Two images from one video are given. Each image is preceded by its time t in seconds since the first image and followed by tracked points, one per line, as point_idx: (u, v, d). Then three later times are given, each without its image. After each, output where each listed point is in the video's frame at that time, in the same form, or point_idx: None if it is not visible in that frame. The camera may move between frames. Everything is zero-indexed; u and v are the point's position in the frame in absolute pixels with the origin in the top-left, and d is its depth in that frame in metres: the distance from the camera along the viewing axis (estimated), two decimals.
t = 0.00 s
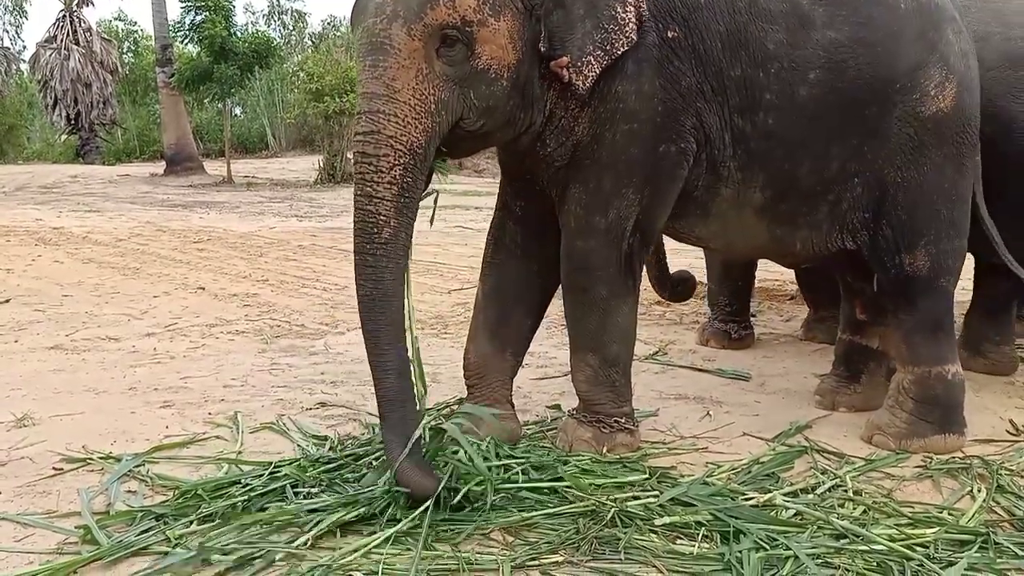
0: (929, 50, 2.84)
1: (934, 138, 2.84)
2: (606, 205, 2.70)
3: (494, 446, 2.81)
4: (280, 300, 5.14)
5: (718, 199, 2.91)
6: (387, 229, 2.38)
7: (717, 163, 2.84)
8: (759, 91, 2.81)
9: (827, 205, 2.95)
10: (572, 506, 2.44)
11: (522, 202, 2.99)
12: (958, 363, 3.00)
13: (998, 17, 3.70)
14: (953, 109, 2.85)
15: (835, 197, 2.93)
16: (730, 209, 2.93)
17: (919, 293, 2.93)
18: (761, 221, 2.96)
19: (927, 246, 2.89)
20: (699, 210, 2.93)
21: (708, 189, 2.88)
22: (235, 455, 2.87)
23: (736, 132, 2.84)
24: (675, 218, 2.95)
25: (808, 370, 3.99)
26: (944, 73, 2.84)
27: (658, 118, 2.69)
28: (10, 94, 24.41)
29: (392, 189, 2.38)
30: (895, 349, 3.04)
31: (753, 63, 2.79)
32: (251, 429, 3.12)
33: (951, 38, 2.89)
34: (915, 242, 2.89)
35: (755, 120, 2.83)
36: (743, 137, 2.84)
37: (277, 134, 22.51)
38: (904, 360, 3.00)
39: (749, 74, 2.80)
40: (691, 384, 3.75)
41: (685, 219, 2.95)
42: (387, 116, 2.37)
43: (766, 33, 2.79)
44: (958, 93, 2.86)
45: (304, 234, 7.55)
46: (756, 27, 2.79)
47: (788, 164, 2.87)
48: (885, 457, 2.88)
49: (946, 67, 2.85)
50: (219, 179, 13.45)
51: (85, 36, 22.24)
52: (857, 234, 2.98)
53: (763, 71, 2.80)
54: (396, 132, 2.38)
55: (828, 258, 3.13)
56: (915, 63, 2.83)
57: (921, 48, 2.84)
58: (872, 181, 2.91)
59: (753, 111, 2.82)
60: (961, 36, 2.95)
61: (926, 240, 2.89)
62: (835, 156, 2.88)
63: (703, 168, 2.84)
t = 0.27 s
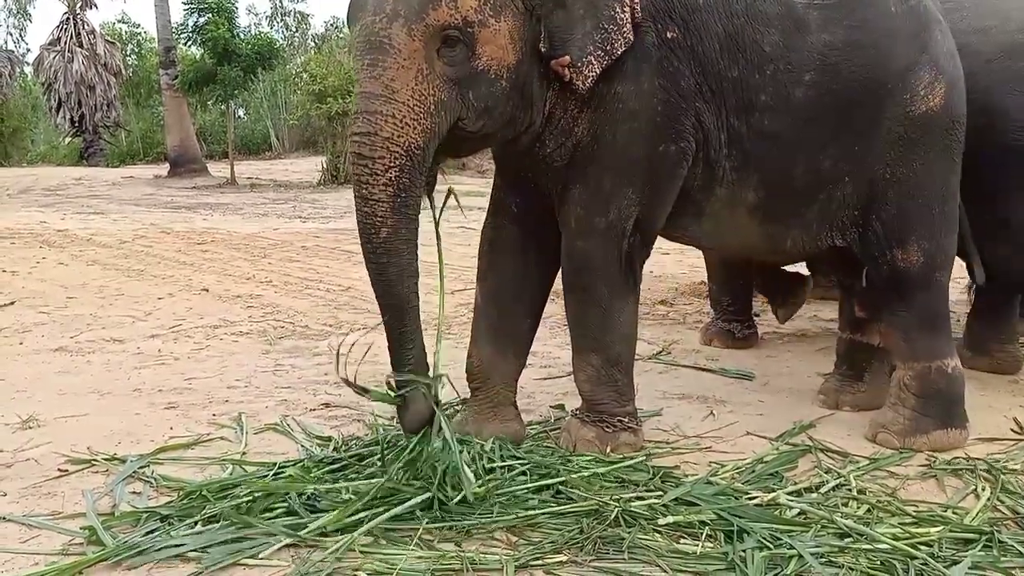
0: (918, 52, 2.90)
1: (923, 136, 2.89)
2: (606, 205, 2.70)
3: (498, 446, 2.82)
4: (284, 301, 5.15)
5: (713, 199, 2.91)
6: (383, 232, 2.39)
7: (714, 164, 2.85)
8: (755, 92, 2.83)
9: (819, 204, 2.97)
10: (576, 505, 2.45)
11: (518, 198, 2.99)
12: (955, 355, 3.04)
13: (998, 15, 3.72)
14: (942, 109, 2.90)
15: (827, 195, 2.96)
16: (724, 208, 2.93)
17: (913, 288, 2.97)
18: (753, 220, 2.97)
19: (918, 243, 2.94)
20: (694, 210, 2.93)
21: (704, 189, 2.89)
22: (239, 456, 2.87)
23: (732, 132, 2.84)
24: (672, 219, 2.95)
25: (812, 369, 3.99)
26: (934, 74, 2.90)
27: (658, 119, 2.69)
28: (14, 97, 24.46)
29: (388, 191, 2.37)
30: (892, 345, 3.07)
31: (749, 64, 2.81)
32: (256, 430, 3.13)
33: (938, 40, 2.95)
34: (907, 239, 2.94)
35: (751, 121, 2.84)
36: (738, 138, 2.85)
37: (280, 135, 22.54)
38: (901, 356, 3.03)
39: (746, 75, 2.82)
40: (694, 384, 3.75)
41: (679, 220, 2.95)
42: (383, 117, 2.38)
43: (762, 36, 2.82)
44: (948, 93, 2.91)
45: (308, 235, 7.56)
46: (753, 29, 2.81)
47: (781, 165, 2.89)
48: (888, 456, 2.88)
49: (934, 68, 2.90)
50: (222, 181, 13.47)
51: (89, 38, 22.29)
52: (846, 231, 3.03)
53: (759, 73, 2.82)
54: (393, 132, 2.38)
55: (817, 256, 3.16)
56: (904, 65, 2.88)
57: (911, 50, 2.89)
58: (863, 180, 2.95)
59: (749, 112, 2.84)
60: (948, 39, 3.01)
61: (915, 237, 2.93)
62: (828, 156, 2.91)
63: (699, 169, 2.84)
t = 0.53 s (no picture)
0: (913, 51, 2.91)
1: (919, 134, 2.90)
2: (608, 206, 2.71)
3: (502, 447, 2.82)
4: (288, 304, 5.16)
5: (712, 199, 2.92)
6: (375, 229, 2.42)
7: (713, 164, 2.86)
8: (754, 92, 2.84)
9: (816, 203, 2.98)
10: (580, 506, 2.45)
11: (515, 198, 2.96)
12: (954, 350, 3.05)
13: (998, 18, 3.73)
14: (937, 107, 2.90)
15: (824, 194, 2.97)
16: (722, 209, 2.94)
17: (909, 284, 2.98)
18: (752, 220, 2.98)
19: (914, 241, 2.94)
20: (693, 210, 2.93)
21: (703, 190, 2.90)
22: (244, 458, 2.88)
23: (731, 132, 2.86)
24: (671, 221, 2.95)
25: (816, 370, 3.99)
26: (928, 73, 2.90)
27: (659, 119, 2.70)
28: (18, 101, 24.51)
29: (380, 188, 2.41)
30: (891, 342, 3.07)
31: (748, 65, 2.83)
32: (260, 432, 3.13)
33: (932, 39, 2.97)
34: (901, 235, 2.94)
35: (750, 121, 2.86)
36: (738, 138, 2.86)
37: (283, 138, 22.55)
38: (900, 353, 3.04)
39: (745, 75, 2.83)
40: (698, 385, 3.75)
41: (677, 221, 2.95)
42: (379, 113, 2.39)
43: (761, 36, 2.83)
44: (943, 92, 2.92)
45: (311, 238, 7.57)
46: (751, 29, 2.83)
47: (779, 164, 2.90)
48: (892, 456, 2.89)
49: (929, 67, 2.91)
50: (226, 184, 13.48)
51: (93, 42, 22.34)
52: (841, 230, 3.03)
53: (757, 74, 2.84)
54: (388, 129, 2.39)
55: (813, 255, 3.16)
56: (900, 64, 2.89)
57: (906, 49, 2.90)
58: (860, 178, 2.95)
59: (747, 112, 2.85)
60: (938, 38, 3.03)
61: (911, 234, 2.94)
62: (825, 155, 2.92)
63: (699, 169, 2.85)
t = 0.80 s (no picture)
0: (908, 51, 2.92)
1: (916, 133, 2.92)
2: (608, 208, 2.71)
3: (505, 449, 2.82)
4: (292, 307, 5.16)
5: (711, 200, 2.93)
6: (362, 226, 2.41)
7: (711, 165, 2.87)
8: (752, 93, 2.85)
9: (813, 202, 3.00)
10: (584, 508, 2.45)
11: (512, 199, 2.98)
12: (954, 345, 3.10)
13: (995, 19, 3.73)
14: (933, 106, 2.93)
15: (822, 193, 2.99)
16: (721, 210, 2.95)
17: (912, 282, 3.01)
18: (750, 220, 2.99)
19: (912, 238, 2.97)
20: (692, 212, 2.94)
21: (702, 191, 2.91)
22: (249, 461, 2.88)
23: (729, 133, 2.87)
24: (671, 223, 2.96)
25: (819, 371, 3.98)
26: (924, 72, 2.92)
27: (658, 121, 2.70)
28: (23, 105, 24.59)
29: (369, 184, 2.40)
30: (893, 341, 3.09)
31: (746, 65, 2.84)
32: (264, 435, 3.14)
33: (926, 39, 2.99)
34: (901, 233, 2.97)
35: (747, 121, 2.87)
36: (736, 139, 2.87)
37: (287, 141, 22.59)
38: (906, 351, 3.06)
39: (742, 76, 2.84)
40: (701, 386, 3.75)
41: (676, 223, 2.96)
42: (370, 106, 2.39)
43: (758, 37, 2.85)
44: (938, 91, 2.94)
45: (315, 241, 7.58)
46: (748, 30, 2.84)
47: (777, 165, 2.92)
48: (897, 457, 2.88)
49: (925, 66, 2.93)
50: (230, 187, 13.50)
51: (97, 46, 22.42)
52: (840, 229, 3.06)
53: (755, 74, 2.85)
54: (379, 123, 2.39)
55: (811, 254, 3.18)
56: (896, 63, 2.90)
57: (902, 49, 2.92)
58: (857, 177, 2.97)
59: (745, 113, 2.86)
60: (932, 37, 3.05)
61: (909, 232, 2.97)
62: (823, 155, 2.94)
63: (698, 170, 2.86)
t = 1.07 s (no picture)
0: (909, 51, 2.95)
1: (917, 132, 2.94)
2: (610, 210, 2.72)
3: (509, 451, 2.83)
4: (296, 310, 5.18)
5: (713, 201, 2.93)
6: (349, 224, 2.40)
7: (713, 166, 2.87)
8: (754, 93, 2.86)
9: (816, 202, 3.01)
10: (587, 510, 2.45)
11: (513, 201, 2.98)
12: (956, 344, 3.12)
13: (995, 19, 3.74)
14: (935, 105, 2.95)
15: (824, 193, 3.00)
16: (723, 211, 2.95)
17: (912, 284, 3.02)
18: (753, 220, 3.00)
19: (914, 237, 2.98)
20: (695, 213, 2.94)
21: (705, 193, 2.91)
22: (253, 463, 2.89)
23: (731, 134, 2.87)
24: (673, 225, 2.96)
25: (822, 372, 3.98)
26: (925, 71, 2.95)
27: (659, 123, 2.71)
28: (28, 109, 24.66)
29: (357, 181, 2.39)
30: (895, 342, 3.10)
31: (747, 66, 2.85)
32: (268, 437, 3.15)
33: (927, 39, 3.02)
34: (903, 233, 2.98)
35: (750, 121, 2.88)
36: (738, 139, 2.88)
37: (291, 144, 22.62)
38: (908, 352, 3.06)
39: (744, 77, 2.85)
40: (705, 388, 3.75)
41: (678, 224, 2.96)
42: (358, 103, 2.39)
43: (760, 37, 2.86)
44: (940, 90, 2.97)
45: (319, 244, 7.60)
46: (750, 31, 2.86)
47: (779, 164, 2.93)
48: (901, 458, 2.88)
49: (925, 65, 2.96)
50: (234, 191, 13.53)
51: (102, 50, 22.49)
52: (842, 229, 3.07)
53: (757, 74, 2.86)
54: (367, 120, 2.39)
55: (814, 255, 3.19)
56: (897, 63, 2.93)
57: (903, 49, 2.95)
58: (859, 177, 2.99)
59: (747, 113, 2.87)
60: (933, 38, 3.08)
61: (912, 230, 2.98)
62: (825, 154, 2.95)
63: (700, 172, 2.86)
